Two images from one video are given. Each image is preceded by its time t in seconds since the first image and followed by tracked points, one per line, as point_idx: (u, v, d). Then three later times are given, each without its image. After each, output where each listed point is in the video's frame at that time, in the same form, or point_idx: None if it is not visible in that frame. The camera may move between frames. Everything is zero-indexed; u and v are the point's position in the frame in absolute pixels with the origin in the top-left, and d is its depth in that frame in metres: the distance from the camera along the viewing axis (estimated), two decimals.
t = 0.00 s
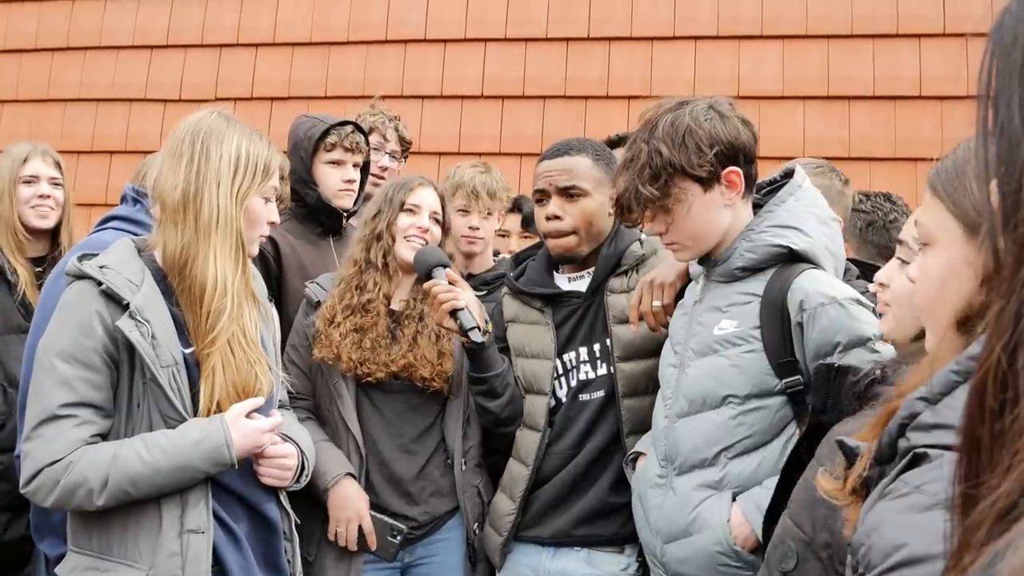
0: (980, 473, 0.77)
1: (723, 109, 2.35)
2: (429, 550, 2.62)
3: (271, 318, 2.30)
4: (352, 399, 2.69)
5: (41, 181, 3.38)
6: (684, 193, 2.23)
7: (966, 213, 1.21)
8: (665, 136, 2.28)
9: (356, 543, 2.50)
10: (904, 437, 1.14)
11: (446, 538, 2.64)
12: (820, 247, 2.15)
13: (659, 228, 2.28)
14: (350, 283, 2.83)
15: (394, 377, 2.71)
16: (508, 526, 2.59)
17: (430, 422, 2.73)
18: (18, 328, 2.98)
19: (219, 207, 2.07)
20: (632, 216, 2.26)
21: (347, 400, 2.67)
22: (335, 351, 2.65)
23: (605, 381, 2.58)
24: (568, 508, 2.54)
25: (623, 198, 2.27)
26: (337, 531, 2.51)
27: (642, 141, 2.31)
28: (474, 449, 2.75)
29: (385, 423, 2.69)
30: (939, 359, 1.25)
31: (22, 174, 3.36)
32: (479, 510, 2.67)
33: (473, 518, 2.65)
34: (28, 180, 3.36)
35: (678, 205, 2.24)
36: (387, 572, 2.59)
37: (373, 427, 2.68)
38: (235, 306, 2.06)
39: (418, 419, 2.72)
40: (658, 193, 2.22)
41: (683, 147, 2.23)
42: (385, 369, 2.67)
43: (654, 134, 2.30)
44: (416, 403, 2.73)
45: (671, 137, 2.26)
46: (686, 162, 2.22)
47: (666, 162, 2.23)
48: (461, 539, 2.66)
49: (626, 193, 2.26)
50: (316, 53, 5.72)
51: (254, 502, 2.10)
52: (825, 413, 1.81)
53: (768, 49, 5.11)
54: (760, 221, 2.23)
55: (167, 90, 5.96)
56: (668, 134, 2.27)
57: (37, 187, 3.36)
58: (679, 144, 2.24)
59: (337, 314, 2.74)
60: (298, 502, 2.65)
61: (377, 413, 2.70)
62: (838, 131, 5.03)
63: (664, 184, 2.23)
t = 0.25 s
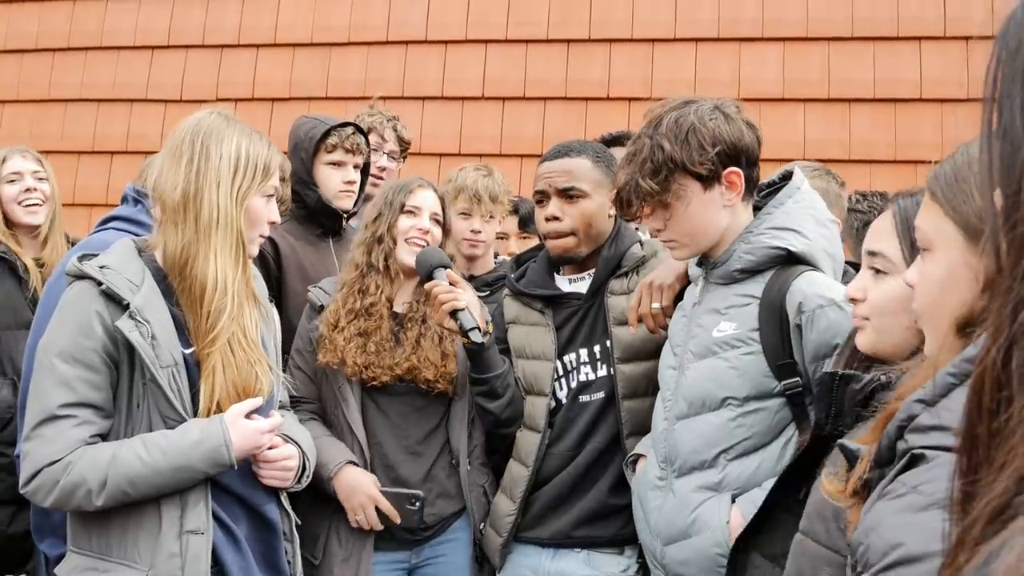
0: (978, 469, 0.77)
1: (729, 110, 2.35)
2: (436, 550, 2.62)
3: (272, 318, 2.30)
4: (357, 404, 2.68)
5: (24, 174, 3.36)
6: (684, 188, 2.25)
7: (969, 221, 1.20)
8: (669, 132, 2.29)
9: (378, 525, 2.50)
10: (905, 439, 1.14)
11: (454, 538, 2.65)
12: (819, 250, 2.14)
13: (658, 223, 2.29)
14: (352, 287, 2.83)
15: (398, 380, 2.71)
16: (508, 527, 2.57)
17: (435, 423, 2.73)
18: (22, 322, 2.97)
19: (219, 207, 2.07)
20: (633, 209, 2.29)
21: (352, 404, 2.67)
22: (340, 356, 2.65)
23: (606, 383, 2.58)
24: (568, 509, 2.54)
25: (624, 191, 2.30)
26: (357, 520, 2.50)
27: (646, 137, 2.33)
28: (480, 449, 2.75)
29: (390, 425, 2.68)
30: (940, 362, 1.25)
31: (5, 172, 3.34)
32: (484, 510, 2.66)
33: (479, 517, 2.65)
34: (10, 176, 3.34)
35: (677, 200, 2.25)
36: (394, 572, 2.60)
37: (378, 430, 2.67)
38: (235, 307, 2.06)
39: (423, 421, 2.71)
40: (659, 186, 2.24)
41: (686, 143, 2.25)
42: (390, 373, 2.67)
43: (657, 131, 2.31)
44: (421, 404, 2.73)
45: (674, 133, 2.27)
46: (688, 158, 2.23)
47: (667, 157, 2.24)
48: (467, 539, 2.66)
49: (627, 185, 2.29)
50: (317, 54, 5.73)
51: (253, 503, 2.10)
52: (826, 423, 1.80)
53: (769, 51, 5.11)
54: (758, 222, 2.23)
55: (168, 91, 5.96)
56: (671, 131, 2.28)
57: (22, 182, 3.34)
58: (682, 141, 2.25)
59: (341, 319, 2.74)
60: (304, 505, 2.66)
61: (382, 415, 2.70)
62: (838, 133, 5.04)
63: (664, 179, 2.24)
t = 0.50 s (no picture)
0: (984, 459, 0.77)
1: (733, 111, 2.35)
2: (441, 551, 2.63)
3: (274, 318, 2.30)
4: (364, 406, 2.68)
5: (28, 178, 3.36)
6: (684, 187, 2.25)
7: (961, 229, 1.24)
8: (672, 131, 2.29)
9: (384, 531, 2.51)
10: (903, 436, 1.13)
11: (459, 538, 2.66)
12: (818, 250, 2.15)
13: (658, 221, 2.30)
14: (355, 288, 2.83)
15: (404, 381, 2.72)
16: (511, 528, 2.57)
17: (441, 424, 2.73)
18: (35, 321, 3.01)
19: (220, 208, 2.07)
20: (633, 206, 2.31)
21: (359, 407, 2.66)
22: (347, 357, 2.64)
23: (607, 383, 2.59)
24: (569, 509, 2.55)
25: (625, 189, 2.31)
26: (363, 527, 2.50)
27: (648, 135, 2.34)
28: (483, 448, 2.76)
29: (396, 426, 2.69)
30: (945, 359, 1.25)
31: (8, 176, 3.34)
32: (485, 509, 2.68)
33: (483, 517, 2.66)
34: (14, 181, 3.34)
35: (676, 199, 2.26)
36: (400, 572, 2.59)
37: (382, 432, 2.67)
38: (236, 306, 2.06)
39: (430, 422, 2.72)
40: (659, 185, 2.25)
41: (687, 143, 2.25)
42: (396, 374, 2.68)
43: (659, 130, 2.31)
44: (427, 404, 2.74)
45: (676, 132, 2.28)
46: (688, 157, 2.24)
47: (668, 156, 2.25)
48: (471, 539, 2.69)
49: (627, 183, 2.30)
50: (318, 55, 5.73)
51: (254, 503, 2.10)
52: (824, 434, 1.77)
53: (769, 52, 5.12)
54: (758, 223, 2.23)
55: (169, 92, 5.96)
56: (673, 129, 2.29)
57: (26, 186, 3.34)
58: (683, 140, 2.25)
59: (347, 321, 2.74)
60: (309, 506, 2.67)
61: (388, 417, 2.70)
62: (839, 134, 5.04)
63: (664, 177, 2.25)
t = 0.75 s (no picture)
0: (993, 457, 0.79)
1: (738, 108, 2.36)
2: (434, 547, 2.65)
3: (277, 317, 2.30)
4: (359, 403, 2.69)
5: (43, 179, 3.36)
6: (686, 180, 2.26)
7: (964, 231, 1.23)
8: (675, 125, 2.30)
9: None
10: (914, 437, 1.17)
11: (453, 535, 2.66)
12: (819, 248, 2.15)
13: (660, 215, 2.30)
14: (348, 283, 2.83)
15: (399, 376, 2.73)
16: (513, 525, 2.59)
17: (436, 420, 2.74)
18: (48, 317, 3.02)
19: (223, 206, 2.07)
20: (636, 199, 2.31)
21: (355, 405, 2.67)
22: (342, 354, 2.66)
23: (609, 381, 2.59)
24: (571, 506, 2.56)
25: (627, 182, 2.32)
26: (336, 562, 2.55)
27: (652, 128, 2.34)
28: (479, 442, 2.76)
29: (392, 422, 2.70)
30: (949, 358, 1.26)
31: (24, 178, 3.33)
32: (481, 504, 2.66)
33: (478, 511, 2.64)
34: (30, 181, 3.34)
35: (678, 192, 2.27)
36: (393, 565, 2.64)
37: (376, 430, 2.69)
38: (239, 305, 2.07)
39: (426, 417, 2.73)
40: (662, 177, 2.26)
41: (691, 136, 2.26)
42: (391, 369, 2.69)
43: (664, 124, 2.32)
44: (423, 399, 2.75)
45: (680, 125, 2.29)
46: (692, 150, 2.25)
47: (672, 149, 2.26)
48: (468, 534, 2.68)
49: (630, 176, 2.31)
50: (318, 54, 5.73)
51: (257, 500, 2.11)
52: (823, 444, 1.79)
53: (769, 51, 5.12)
54: (760, 219, 2.23)
55: (170, 90, 5.97)
56: (678, 123, 2.29)
57: (39, 187, 3.34)
58: (687, 133, 2.26)
59: (340, 316, 2.75)
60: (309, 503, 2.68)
61: (383, 414, 2.71)
62: (840, 132, 5.04)
63: (668, 169, 2.26)
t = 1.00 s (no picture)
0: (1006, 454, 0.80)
1: (741, 102, 2.36)
2: (424, 542, 2.67)
3: (280, 312, 2.31)
4: (348, 400, 2.69)
5: (43, 174, 3.36)
6: (688, 171, 2.27)
7: (987, 223, 1.14)
8: (677, 117, 2.31)
9: None
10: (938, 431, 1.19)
11: (442, 530, 2.69)
12: (819, 242, 2.15)
13: (662, 208, 2.32)
14: (336, 278, 2.81)
15: (388, 371, 2.73)
16: (514, 520, 2.61)
17: (424, 417, 2.75)
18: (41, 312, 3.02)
19: (228, 201, 2.08)
20: (638, 191, 2.33)
21: (343, 403, 2.67)
22: (328, 351, 2.66)
23: (608, 375, 2.59)
24: (572, 502, 2.57)
25: (629, 174, 2.33)
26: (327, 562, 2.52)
27: (654, 120, 2.35)
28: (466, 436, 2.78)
29: (382, 418, 2.71)
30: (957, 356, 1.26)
31: (22, 172, 3.34)
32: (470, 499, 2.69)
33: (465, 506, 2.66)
34: (30, 176, 3.34)
35: (680, 183, 2.27)
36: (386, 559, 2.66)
37: (365, 427, 2.70)
38: (243, 299, 2.07)
39: (415, 413, 2.74)
40: (664, 168, 2.27)
41: (693, 128, 2.27)
42: (379, 364, 2.69)
43: (666, 116, 2.33)
44: (411, 396, 2.75)
45: (682, 117, 2.29)
46: (694, 141, 2.25)
47: (674, 141, 2.27)
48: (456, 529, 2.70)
49: (632, 168, 2.32)
50: (319, 49, 5.73)
51: (260, 494, 2.12)
52: (813, 445, 1.80)
53: (771, 47, 5.12)
54: (761, 214, 2.23)
55: (171, 85, 5.97)
56: (680, 115, 2.30)
57: (41, 182, 3.34)
58: (689, 125, 2.27)
59: (327, 312, 2.75)
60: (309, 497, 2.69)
61: (374, 410, 2.72)
62: (841, 128, 5.04)
63: (670, 160, 2.27)
